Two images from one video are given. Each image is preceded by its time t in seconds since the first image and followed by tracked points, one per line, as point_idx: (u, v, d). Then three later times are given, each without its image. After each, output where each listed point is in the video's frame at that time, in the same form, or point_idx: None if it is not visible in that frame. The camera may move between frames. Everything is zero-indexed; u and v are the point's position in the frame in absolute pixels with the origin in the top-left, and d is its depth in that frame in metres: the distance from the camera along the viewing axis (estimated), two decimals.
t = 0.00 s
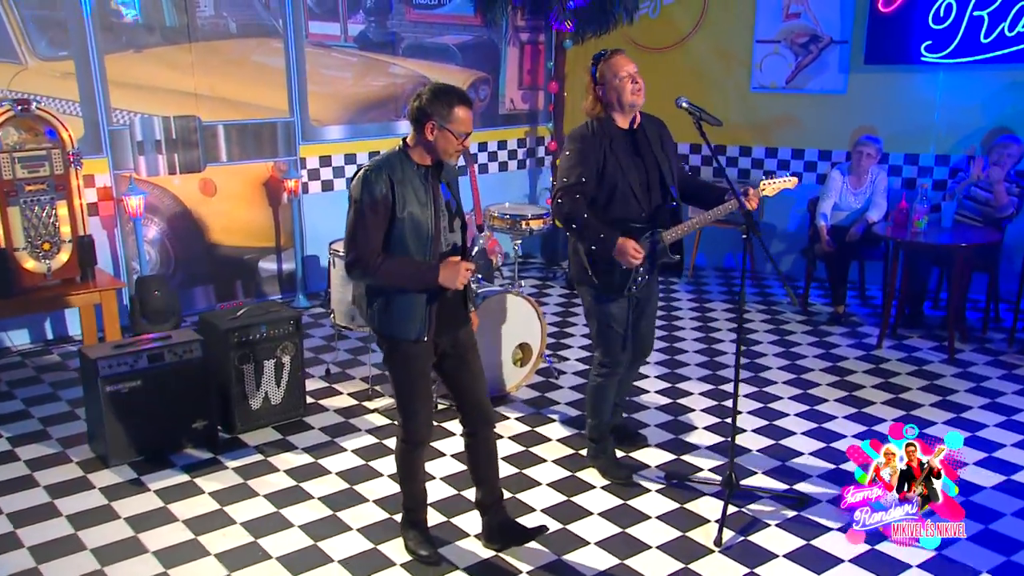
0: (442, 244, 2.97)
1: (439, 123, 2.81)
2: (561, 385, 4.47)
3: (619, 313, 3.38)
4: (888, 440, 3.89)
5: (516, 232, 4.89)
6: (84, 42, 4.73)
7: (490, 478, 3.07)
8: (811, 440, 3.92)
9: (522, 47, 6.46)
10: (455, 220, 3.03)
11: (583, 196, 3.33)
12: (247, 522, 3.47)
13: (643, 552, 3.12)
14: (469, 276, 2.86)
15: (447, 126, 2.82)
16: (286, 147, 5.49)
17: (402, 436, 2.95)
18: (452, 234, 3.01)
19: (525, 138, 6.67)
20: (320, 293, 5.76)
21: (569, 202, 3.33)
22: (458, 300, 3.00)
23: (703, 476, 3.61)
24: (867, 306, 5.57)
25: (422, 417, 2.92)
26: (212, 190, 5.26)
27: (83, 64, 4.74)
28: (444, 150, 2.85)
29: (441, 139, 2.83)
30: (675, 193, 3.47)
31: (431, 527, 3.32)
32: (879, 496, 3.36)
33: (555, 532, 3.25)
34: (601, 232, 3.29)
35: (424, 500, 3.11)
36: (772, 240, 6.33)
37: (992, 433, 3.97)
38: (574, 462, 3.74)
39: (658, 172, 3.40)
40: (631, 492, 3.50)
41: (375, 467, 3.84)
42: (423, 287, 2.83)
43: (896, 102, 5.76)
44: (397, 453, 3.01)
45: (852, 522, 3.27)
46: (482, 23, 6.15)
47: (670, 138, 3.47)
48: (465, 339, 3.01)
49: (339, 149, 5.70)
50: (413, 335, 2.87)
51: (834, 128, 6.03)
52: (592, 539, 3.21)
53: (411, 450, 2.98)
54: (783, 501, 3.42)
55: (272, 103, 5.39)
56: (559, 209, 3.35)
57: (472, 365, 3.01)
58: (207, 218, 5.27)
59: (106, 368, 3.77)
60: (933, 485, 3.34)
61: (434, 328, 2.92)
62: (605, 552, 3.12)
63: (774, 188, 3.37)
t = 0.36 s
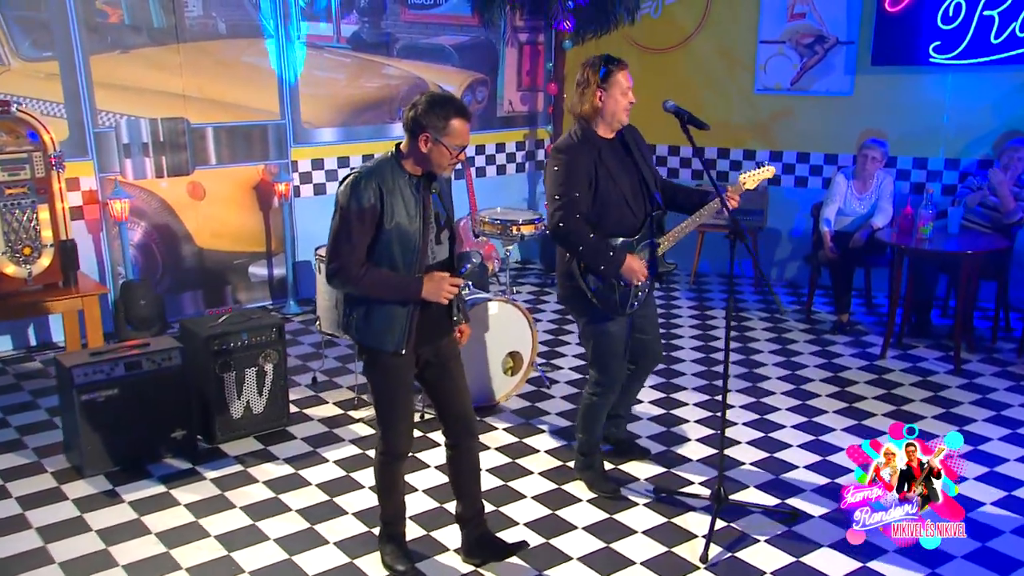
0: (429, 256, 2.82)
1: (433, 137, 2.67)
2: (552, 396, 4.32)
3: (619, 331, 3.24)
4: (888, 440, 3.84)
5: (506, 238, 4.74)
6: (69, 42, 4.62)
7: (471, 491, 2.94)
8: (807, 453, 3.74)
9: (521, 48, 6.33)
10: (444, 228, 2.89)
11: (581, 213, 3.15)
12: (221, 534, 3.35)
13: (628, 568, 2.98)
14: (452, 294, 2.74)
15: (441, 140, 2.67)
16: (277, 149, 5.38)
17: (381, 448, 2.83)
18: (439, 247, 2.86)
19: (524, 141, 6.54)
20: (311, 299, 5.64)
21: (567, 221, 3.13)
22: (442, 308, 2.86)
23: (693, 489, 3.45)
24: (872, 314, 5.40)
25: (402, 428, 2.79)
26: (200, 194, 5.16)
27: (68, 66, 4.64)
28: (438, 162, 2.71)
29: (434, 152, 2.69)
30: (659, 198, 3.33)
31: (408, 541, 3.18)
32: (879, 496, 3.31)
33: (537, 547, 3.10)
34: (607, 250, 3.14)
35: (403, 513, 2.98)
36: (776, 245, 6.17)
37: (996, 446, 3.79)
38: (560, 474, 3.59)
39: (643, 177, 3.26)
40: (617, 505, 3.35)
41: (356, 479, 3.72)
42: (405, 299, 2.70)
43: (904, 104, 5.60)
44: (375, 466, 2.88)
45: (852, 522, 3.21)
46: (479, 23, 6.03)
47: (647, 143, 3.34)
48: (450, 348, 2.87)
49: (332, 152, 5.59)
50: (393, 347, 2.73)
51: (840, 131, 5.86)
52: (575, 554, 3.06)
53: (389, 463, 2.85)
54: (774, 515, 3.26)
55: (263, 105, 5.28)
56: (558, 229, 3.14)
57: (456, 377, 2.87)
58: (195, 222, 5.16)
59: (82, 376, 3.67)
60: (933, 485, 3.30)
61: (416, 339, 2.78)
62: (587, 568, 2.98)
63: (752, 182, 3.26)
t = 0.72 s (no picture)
0: (428, 266, 2.68)
1: (430, 142, 2.57)
2: (546, 403, 4.19)
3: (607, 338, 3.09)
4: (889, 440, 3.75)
5: (500, 240, 4.59)
6: (58, 40, 4.53)
7: (462, 502, 2.78)
8: (806, 463, 3.59)
9: (523, 46, 6.21)
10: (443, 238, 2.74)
11: (582, 216, 2.99)
12: (198, 543, 3.24)
13: None
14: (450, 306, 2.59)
15: (438, 146, 2.56)
16: (272, 149, 5.29)
17: (371, 457, 2.70)
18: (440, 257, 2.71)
19: (526, 141, 6.42)
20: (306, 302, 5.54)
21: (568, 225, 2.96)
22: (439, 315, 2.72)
23: (685, 499, 3.32)
24: (881, 320, 5.23)
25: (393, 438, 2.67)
26: (193, 194, 5.07)
27: (57, 64, 4.55)
28: (440, 169, 2.60)
29: (435, 159, 2.58)
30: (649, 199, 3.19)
31: (388, 551, 3.07)
32: (879, 496, 3.23)
33: (520, 558, 2.97)
34: (606, 256, 2.99)
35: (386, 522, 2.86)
36: (784, 248, 6.02)
37: (1001, 458, 3.62)
38: (549, 483, 3.46)
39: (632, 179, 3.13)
40: (605, 516, 3.21)
41: (340, 486, 3.61)
42: (398, 308, 2.57)
43: (916, 104, 5.42)
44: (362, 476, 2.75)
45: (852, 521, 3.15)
46: (480, 21, 5.92)
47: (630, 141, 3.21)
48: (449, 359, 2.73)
49: (328, 152, 5.49)
50: (388, 357, 2.60)
51: (850, 131, 5.69)
52: (558, 565, 2.93)
53: (378, 473, 2.72)
54: (766, 528, 3.12)
55: (257, 104, 5.18)
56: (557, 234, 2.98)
57: (456, 393, 2.72)
58: (187, 223, 5.07)
59: (61, 380, 3.57)
60: (933, 485, 3.17)
61: (412, 350, 2.66)
62: None
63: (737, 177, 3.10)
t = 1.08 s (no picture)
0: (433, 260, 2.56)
1: (423, 125, 2.44)
2: (541, 405, 4.08)
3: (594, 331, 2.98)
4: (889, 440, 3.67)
5: (494, 240, 4.57)
6: (49, 33, 4.45)
7: (449, 511, 2.65)
8: (804, 469, 3.45)
9: (528, 40, 6.08)
10: (454, 234, 2.61)
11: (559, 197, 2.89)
12: (176, 546, 3.15)
13: None
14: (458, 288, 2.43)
15: (432, 126, 2.44)
16: (268, 145, 5.20)
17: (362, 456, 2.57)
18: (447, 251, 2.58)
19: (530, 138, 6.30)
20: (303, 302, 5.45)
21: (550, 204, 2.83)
22: (448, 306, 2.58)
23: (676, 504, 3.19)
24: (891, 322, 5.06)
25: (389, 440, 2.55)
26: (187, 191, 4.99)
27: (49, 58, 4.47)
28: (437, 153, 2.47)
29: (430, 140, 2.45)
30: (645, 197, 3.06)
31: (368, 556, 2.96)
32: (880, 496, 3.16)
33: (502, 565, 2.85)
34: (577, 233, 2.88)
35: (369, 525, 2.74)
36: (793, 248, 5.86)
37: (1006, 466, 3.45)
38: (537, 487, 3.34)
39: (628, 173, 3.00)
40: (593, 522, 3.08)
41: (324, 489, 3.51)
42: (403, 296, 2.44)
43: (930, 100, 5.25)
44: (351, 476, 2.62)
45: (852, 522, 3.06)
46: (483, 14, 5.81)
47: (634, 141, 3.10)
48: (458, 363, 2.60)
49: (325, 148, 5.40)
50: (393, 354, 2.48)
51: (862, 127, 5.52)
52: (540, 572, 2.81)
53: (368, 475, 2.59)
54: (757, 535, 2.98)
55: (253, 99, 5.09)
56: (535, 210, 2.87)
57: (459, 396, 2.59)
58: (182, 219, 5.00)
59: (42, 380, 3.48)
60: (933, 485, 3.14)
61: (418, 348, 2.53)
62: None
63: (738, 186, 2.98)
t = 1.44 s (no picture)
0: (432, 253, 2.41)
1: (413, 112, 2.33)
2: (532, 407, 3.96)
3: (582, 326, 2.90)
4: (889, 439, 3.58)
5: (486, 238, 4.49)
6: (37, 26, 4.38)
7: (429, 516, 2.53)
8: (798, 474, 3.31)
9: (529, 34, 5.96)
10: (456, 226, 2.42)
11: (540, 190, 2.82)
12: (149, 547, 3.06)
13: None
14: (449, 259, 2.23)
15: (421, 112, 2.32)
16: (262, 141, 5.11)
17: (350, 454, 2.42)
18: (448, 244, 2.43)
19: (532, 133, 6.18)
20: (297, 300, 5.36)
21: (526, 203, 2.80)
22: (445, 301, 2.46)
23: (662, 508, 3.07)
24: (898, 323, 4.91)
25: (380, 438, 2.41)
26: (179, 186, 4.90)
27: (36, 51, 4.40)
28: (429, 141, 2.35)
29: (420, 128, 2.34)
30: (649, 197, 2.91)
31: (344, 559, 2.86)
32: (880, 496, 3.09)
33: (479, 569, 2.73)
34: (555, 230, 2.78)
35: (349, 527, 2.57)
36: (799, 247, 5.71)
37: (1006, 472, 3.30)
38: (522, 491, 3.22)
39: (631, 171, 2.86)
40: (576, 526, 2.97)
41: (304, 491, 3.41)
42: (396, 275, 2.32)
43: (941, 95, 5.08)
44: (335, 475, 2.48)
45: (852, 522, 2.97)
46: (482, 7, 5.71)
47: (649, 136, 2.92)
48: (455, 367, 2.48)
49: (320, 144, 5.31)
50: (387, 347, 2.37)
51: (870, 123, 5.36)
52: None
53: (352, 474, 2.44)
54: (743, 541, 2.85)
55: (245, 94, 5.00)
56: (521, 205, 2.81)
57: (449, 398, 2.46)
58: (172, 215, 4.91)
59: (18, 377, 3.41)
60: (933, 485, 3.08)
61: (411, 343, 2.39)
62: None
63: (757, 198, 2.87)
